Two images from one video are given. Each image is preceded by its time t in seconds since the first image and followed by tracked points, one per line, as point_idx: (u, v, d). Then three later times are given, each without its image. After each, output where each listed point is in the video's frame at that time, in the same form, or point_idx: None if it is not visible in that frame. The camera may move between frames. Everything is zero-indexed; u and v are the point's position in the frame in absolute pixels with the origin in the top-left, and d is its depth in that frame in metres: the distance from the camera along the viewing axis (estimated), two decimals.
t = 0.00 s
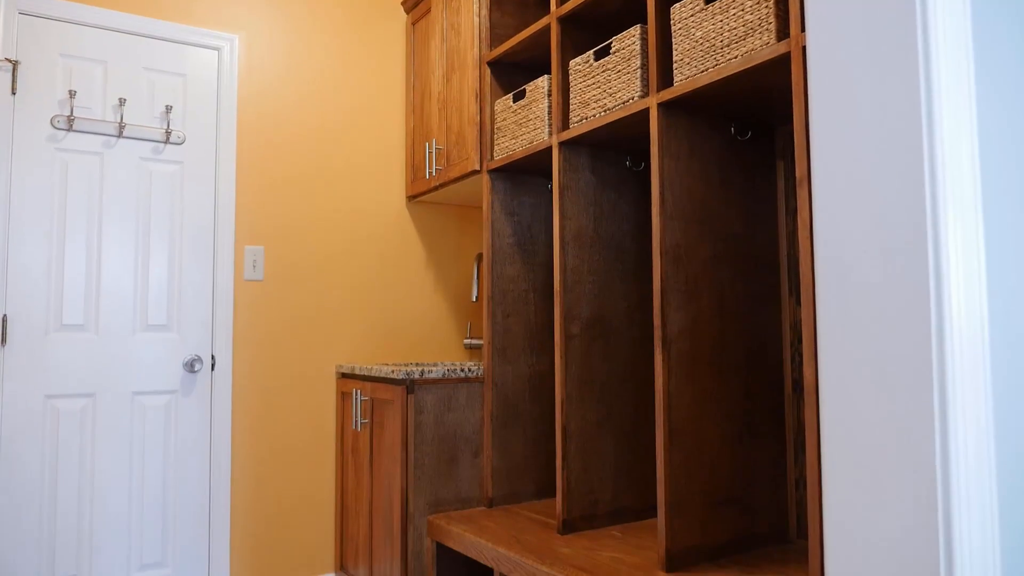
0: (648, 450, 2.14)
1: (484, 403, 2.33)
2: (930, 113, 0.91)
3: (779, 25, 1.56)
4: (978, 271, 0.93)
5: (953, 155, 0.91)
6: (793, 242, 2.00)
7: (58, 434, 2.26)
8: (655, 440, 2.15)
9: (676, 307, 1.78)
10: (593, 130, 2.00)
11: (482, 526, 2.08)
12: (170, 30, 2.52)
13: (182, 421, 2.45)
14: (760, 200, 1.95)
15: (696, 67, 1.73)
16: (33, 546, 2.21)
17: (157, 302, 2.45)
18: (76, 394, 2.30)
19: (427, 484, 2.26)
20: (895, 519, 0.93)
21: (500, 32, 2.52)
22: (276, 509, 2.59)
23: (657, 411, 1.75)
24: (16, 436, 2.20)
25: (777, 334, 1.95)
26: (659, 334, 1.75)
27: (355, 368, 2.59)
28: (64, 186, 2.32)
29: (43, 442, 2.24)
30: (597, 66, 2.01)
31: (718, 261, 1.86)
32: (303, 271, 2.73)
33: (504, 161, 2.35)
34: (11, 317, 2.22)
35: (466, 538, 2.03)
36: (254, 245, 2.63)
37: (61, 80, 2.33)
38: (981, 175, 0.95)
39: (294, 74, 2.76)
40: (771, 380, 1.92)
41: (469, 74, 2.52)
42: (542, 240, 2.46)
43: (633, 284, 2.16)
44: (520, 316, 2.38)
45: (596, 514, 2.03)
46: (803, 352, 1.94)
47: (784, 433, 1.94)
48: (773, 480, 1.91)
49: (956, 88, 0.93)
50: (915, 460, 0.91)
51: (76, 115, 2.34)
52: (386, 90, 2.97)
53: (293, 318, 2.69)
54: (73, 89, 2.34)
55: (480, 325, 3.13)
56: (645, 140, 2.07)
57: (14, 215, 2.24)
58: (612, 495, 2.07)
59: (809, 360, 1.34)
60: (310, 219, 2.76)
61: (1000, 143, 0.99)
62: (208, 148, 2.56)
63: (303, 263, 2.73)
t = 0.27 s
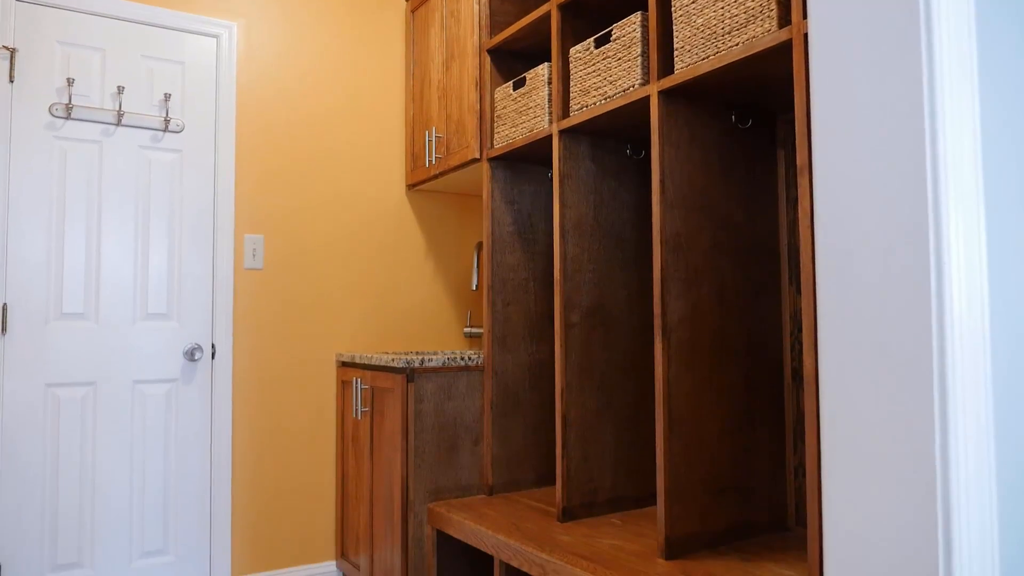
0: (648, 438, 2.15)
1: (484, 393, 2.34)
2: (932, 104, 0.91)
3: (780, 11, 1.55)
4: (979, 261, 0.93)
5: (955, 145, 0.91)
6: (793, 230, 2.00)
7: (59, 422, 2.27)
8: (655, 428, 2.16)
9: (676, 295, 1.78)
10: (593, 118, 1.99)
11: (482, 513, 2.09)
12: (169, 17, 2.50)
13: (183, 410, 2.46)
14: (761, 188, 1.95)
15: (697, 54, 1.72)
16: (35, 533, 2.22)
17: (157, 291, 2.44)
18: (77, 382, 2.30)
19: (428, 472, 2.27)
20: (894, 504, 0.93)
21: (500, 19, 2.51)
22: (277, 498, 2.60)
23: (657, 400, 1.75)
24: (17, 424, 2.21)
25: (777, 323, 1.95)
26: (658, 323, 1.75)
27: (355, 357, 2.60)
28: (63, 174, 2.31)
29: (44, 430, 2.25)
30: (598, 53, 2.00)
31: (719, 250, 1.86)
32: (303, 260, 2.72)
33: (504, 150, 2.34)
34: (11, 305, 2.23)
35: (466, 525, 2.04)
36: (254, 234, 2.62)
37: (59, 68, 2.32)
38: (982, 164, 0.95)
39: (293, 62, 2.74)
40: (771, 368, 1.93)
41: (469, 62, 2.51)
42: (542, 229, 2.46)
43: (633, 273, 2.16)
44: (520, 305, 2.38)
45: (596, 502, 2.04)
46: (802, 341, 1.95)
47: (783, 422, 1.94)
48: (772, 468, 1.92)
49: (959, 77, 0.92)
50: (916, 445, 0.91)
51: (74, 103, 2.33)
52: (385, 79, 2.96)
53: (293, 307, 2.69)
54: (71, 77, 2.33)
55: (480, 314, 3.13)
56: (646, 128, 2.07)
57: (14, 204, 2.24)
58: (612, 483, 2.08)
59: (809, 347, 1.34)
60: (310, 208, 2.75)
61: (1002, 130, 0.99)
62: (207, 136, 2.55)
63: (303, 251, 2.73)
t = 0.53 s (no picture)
0: (648, 426, 2.15)
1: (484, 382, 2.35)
2: (936, 91, 0.91)
3: None
4: (980, 248, 0.92)
5: (957, 132, 0.91)
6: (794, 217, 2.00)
7: (60, 410, 2.27)
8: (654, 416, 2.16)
9: (676, 283, 1.78)
10: (593, 105, 1.98)
11: (482, 500, 2.10)
12: (167, 3, 2.48)
13: (183, 397, 2.46)
14: (761, 175, 1.94)
15: (698, 41, 1.71)
16: (37, 520, 2.23)
17: (157, 279, 2.44)
18: (78, 370, 2.30)
19: (428, 459, 2.28)
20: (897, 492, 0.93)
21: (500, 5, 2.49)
22: (278, 485, 2.61)
23: (656, 388, 1.75)
24: (18, 411, 2.21)
25: (778, 310, 1.95)
26: (659, 310, 1.75)
27: (355, 344, 2.60)
28: (61, 162, 2.31)
29: (45, 417, 2.25)
30: (599, 40, 1.99)
31: (719, 237, 1.86)
32: (302, 247, 2.72)
33: (504, 137, 2.33)
34: (11, 293, 2.23)
35: (466, 512, 2.05)
36: (253, 222, 2.62)
37: (57, 55, 2.31)
38: (984, 151, 0.94)
39: (292, 49, 2.73)
40: (771, 356, 1.93)
41: (469, 49, 2.50)
42: (543, 217, 2.45)
43: (633, 261, 2.16)
44: (520, 293, 2.38)
45: (596, 489, 2.05)
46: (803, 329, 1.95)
47: (783, 409, 1.95)
48: (772, 454, 1.92)
49: (962, 64, 0.92)
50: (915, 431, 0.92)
51: (72, 90, 2.32)
52: (385, 66, 2.94)
53: (293, 295, 2.69)
54: (69, 63, 2.32)
55: (480, 302, 3.13)
56: (646, 115, 2.06)
57: (12, 192, 2.23)
58: (612, 471, 2.09)
59: (809, 335, 1.34)
60: (309, 195, 2.74)
61: (1005, 115, 0.99)
62: (206, 123, 2.54)
63: (303, 239, 2.72)
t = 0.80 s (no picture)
0: (648, 415, 2.15)
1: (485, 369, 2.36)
2: (938, 74, 0.88)
3: None
4: (981, 237, 0.89)
5: (959, 117, 0.88)
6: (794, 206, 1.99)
7: (61, 399, 2.28)
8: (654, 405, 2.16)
9: (676, 272, 1.77)
10: (594, 93, 1.98)
11: (482, 489, 2.11)
12: None
13: (184, 386, 2.47)
14: (761, 164, 1.94)
15: (699, 28, 1.70)
16: (39, 508, 2.24)
17: (157, 268, 2.44)
18: (78, 359, 2.31)
19: (428, 448, 2.28)
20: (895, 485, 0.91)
21: None
22: (279, 474, 2.62)
23: (657, 376, 1.75)
24: (19, 401, 2.22)
25: (778, 299, 1.95)
26: (659, 299, 1.75)
27: (355, 333, 2.61)
28: (60, 151, 2.30)
29: (46, 406, 2.26)
30: (599, 27, 1.98)
31: (720, 225, 1.86)
32: (302, 237, 2.72)
33: (504, 126, 2.33)
34: (11, 283, 2.23)
35: (466, 501, 2.06)
36: (253, 211, 2.62)
37: (55, 43, 2.30)
38: (988, 138, 0.92)
39: (291, 37, 2.71)
40: (771, 345, 1.93)
41: (468, 36, 2.50)
42: (543, 206, 2.45)
43: (634, 251, 2.16)
44: (520, 282, 2.38)
45: (595, 478, 2.06)
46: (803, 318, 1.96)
47: (783, 398, 1.95)
48: (771, 442, 1.93)
49: (964, 47, 0.89)
50: (912, 424, 0.89)
51: (70, 78, 2.31)
52: (384, 54, 2.93)
53: (293, 285, 2.69)
54: (67, 51, 2.31)
55: (480, 292, 3.13)
56: (647, 103, 2.05)
57: (11, 181, 2.23)
58: (611, 459, 2.09)
59: (809, 323, 1.34)
60: (309, 184, 2.74)
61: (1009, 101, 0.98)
62: (205, 112, 2.54)
63: (302, 228, 2.72)
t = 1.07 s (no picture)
0: (647, 405, 2.16)
1: (484, 359, 2.36)
2: (940, 64, 0.87)
3: None
4: (982, 227, 0.89)
5: (961, 107, 0.87)
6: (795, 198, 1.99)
7: (61, 390, 2.28)
8: (654, 396, 2.16)
9: (676, 264, 1.77)
10: (594, 84, 1.97)
11: (483, 479, 2.11)
12: None
13: (185, 377, 2.47)
14: (762, 155, 1.93)
15: (700, 18, 1.70)
16: (40, 499, 2.25)
17: (157, 259, 2.44)
18: (79, 350, 2.31)
19: (428, 439, 2.29)
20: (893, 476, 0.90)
21: None
22: (279, 465, 2.63)
23: (657, 368, 1.75)
24: (20, 391, 2.22)
25: (778, 290, 1.95)
26: (659, 291, 1.75)
27: (355, 325, 2.61)
28: (59, 141, 2.30)
29: (46, 398, 2.26)
30: (599, 18, 1.97)
31: (720, 217, 1.86)
32: (302, 228, 2.71)
33: (504, 117, 2.32)
34: (11, 274, 2.22)
35: (467, 491, 2.06)
36: (253, 202, 2.61)
37: (52, 33, 2.29)
38: (990, 127, 0.91)
39: (290, 27, 2.70)
40: (771, 336, 1.93)
41: (468, 27, 2.49)
42: (543, 197, 2.44)
43: (634, 242, 2.16)
44: (520, 273, 2.38)
45: (595, 469, 2.06)
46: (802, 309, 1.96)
47: (783, 388, 1.96)
48: (771, 432, 1.93)
49: (968, 36, 0.88)
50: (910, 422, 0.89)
51: (69, 69, 2.30)
52: (384, 44, 2.92)
53: (293, 276, 2.69)
54: (65, 42, 2.30)
55: (480, 283, 3.13)
56: (647, 94, 2.04)
57: (9, 172, 2.22)
58: (611, 450, 2.10)
59: (809, 313, 1.34)
60: (308, 176, 2.73)
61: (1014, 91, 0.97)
62: (205, 103, 2.53)
63: (302, 220, 2.71)
